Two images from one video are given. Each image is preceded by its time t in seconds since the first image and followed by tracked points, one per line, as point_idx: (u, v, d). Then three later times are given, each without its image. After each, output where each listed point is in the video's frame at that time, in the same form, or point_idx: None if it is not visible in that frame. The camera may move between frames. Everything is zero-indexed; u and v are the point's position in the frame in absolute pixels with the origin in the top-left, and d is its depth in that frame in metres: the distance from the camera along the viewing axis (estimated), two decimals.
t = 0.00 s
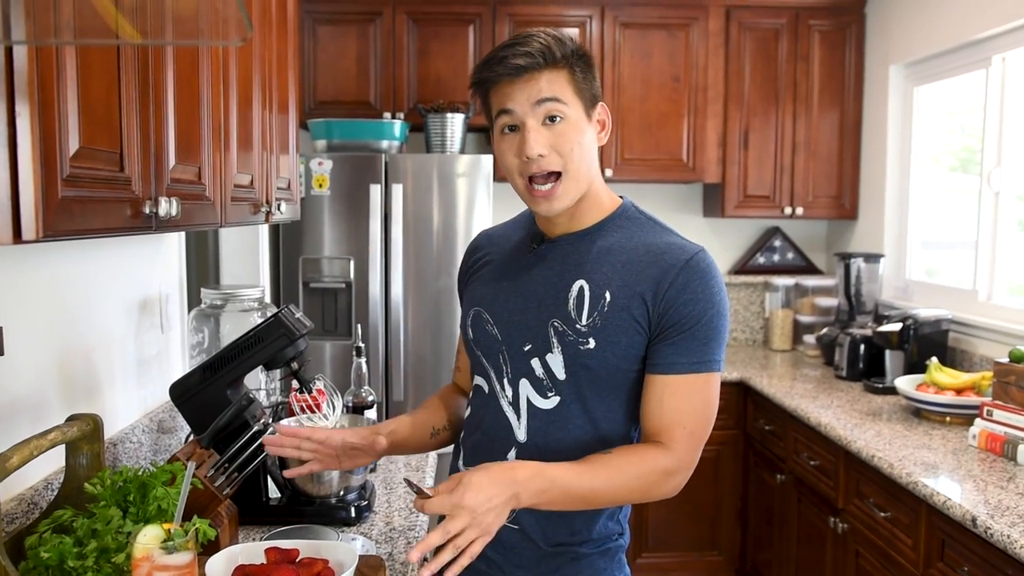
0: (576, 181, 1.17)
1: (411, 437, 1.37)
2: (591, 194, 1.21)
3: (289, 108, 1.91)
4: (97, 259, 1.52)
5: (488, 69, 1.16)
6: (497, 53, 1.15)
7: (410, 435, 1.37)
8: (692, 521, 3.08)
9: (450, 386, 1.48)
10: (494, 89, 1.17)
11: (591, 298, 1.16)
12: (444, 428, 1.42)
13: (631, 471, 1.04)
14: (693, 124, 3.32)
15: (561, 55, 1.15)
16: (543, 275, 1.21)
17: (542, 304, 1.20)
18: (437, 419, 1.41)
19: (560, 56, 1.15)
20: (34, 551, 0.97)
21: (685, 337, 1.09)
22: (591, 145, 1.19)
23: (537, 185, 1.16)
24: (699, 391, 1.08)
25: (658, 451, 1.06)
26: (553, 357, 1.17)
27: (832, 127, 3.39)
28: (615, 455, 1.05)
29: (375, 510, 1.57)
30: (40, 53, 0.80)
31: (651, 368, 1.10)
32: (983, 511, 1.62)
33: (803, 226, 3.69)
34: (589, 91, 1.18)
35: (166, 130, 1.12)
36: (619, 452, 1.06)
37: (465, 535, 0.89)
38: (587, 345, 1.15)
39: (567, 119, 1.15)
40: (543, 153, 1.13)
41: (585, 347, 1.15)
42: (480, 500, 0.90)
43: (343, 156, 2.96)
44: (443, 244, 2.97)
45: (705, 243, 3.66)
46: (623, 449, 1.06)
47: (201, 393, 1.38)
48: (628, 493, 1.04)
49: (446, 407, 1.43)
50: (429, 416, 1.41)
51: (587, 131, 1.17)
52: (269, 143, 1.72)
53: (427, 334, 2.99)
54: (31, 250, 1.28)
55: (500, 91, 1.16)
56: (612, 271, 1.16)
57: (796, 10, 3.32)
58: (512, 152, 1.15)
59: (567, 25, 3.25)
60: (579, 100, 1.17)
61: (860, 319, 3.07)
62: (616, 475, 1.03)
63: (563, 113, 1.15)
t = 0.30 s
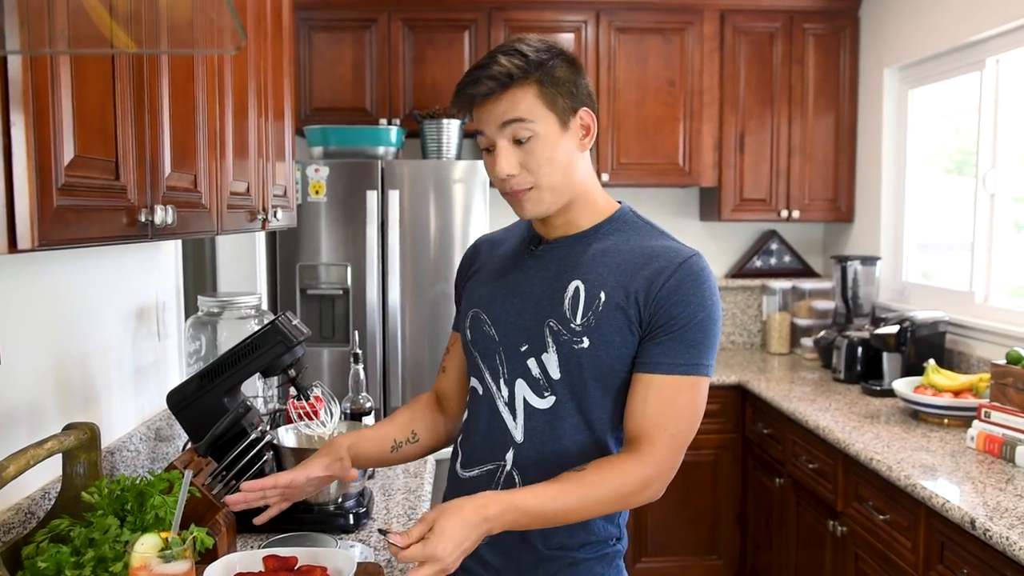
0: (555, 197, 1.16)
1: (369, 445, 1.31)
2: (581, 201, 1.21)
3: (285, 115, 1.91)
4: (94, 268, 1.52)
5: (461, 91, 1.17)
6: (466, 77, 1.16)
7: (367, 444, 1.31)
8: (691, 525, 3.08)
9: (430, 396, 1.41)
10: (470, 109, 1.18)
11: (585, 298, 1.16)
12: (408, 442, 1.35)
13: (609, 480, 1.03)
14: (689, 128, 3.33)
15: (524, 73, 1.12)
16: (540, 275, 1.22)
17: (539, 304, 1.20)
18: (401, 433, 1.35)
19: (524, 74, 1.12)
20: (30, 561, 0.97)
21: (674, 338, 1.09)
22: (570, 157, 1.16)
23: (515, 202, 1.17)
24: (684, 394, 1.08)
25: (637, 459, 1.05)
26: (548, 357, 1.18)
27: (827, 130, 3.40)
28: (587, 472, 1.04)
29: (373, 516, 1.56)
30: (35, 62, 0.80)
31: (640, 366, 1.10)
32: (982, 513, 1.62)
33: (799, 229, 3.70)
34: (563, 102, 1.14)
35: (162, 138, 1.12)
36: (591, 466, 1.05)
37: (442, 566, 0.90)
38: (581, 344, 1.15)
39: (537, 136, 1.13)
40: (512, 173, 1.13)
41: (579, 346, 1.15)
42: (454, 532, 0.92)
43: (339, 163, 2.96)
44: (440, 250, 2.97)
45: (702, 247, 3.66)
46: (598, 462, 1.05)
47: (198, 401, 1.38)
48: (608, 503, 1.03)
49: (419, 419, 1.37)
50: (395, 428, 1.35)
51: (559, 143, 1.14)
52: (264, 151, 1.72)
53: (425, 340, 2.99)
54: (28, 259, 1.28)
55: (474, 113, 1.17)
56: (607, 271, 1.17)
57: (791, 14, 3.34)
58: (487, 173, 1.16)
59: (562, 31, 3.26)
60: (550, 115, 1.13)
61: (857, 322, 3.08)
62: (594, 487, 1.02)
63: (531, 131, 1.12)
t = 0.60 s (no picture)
0: (550, 208, 1.17)
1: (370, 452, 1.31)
2: (581, 210, 1.21)
3: (287, 122, 1.92)
4: (97, 274, 1.52)
5: (459, 105, 1.19)
6: (462, 91, 1.17)
7: (368, 451, 1.31)
8: (694, 531, 3.07)
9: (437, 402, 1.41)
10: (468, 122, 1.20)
11: (581, 304, 1.17)
12: (410, 450, 1.35)
13: (595, 487, 1.02)
14: (690, 133, 3.33)
15: (516, 87, 1.13)
16: (541, 283, 1.23)
17: (538, 312, 1.21)
18: (404, 441, 1.35)
19: (516, 88, 1.13)
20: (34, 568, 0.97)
21: (665, 343, 1.08)
22: (564, 168, 1.16)
23: (511, 212, 1.19)
24: (676, 401, 1.06)
25: (623, 465, 1.04)
26: (546, 363, 1.18)
27: (828, 134, 3.40)
28: (577, 477, 1.04)
29: (375, 522, 1.56)
30: (38, 70, 0.80)
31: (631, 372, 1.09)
32: (986, 517, 1.61)
33: (801, 233, 3.70)
34: (557, 114, 1.14)
35: (164, 145, 1.13)
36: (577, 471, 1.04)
37: (417, 562, 0.91)
38: (576, 350, 1.16)
39: (529, 148, 1.13)
40: (504, 187, 1.15)
41: (573, 352, 1.16)
42: (431, 535, 0.93)
43: (341, 169, 2.97)
44: (442, 256, 2.97)
45: (704, 252, 3.67)
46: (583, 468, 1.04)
47: (200, 408, 1.38)
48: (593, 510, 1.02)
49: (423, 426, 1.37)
50: (397, 435, 1.34)
51: (553, 156, 1.15)
52: (266, 157, 1.72)
53: (427, 345, 2.99)
54: (31, 266, 1.29)
55: (471, 126, 1.19)
56: (604, 277, 1.17)
57: (791, 19, 3.34)
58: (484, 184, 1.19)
59: (563, 36, 3.27)
60: (543, 127, 1.14)
61: (859, 326, 3.08)
62: (580, 493, 1.02)
63: (523, 144, 1.13)
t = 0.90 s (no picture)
0: (569, 206, 1.19)
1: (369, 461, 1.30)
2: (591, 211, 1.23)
3: (288, 130, 1.93)
4: (98, 283, 1.52)
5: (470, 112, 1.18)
6: (475, 95, 1.17)
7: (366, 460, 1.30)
8: (697, 538, 3.06)
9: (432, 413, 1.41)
10: (479, 129, 1.19)
11: (583, 309, 1.17)
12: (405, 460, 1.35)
13: (586, 477, 0.98)
14: (690, 140, 3.34)
15: (535, 88, 1.15)
16: (542, 289, 1.23)
17: (539, 318, 1.21)
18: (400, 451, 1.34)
19: (534, 89, 1.15)
20: None
21: (663, 340, 1.07)
22: (580, 167, 1.19)
23: (529, 213, 1.19)
24: (671, 397, 1.04)
25: (616, 456, 1.00)
26: (547, 369, 1.18)
27: (829, 141, 3.41)
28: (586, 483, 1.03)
29: (377, 532, 1.56)
30: (40, 80, 0.80)
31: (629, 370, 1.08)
32: (989, 524, 1.61)
33: (802, 240, 3.70)
34: (570, 115, 1.18)
35: (166, 155, 1.13)
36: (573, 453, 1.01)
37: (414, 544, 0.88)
38: (578, 354, 1.15)
39: (550, 147, 1.15)
40: (529, 184, 1.15)
41: (576, 356, 1.16)
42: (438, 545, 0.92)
43: (342, 177, 2.97)
44: (443, 264, 2.97)
45: (705, 259, 3.67)
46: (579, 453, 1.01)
47: (202, 416, 1.38)
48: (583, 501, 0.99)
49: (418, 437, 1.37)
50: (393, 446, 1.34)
51: (572, 154, 1.17)
52: (268, 166, 1.72)
53: (428, 353, 2.99)
54: (32, 275, 1.29)
55: (483, 131, 1.18)
56: (606, 282, 1.17)
57: (791, 26, 3.35)
58: (502, 186, 1.18)
59: (563, 44, 3.28)
60: (561, 127, 1.16)
61: (861, 333, 3.07)
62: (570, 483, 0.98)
63: (544, 142, 1.15)
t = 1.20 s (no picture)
0: (558, 188, 1.19)
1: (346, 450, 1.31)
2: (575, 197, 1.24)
3: (287, 123, 1.92)
4: (95, 274, 1.52)
5: (479, 67, 1.18)
6: (492, 52, 1.17)
7: (344, 448, 1.30)
8: (693, 533, 3.07)
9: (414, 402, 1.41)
10: (483, 86, 1.19)
11: (563, 303, 1.17)
12: (386, 445, 1.35)
13: (608, 483, 1.00)
14: (689, 136, 3.34)
15: (554, 62, 1.16)
16: (517, 284, 1.22)
17: (518, 314, 1.20)
18: (382, 436, 1.34)
19: (554, 63, 1.16)
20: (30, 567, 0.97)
21: (654, 335, 1.09)
22: (576, 153, 1.20)
23: (514, 182, 1.18)
24: (671, 391, 1.07)
25: (630, 458, 1.02)
26: (531, 365, 1.18)
27: (827, 137, 3.41)
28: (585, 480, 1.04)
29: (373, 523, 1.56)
30: (36, 70, 0.80)
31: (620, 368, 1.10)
32: (984, 520, 1.61)
33: (799, 236, 3.71)
34: (578, 101, 1.20)
35: (163, 145, 1.13)
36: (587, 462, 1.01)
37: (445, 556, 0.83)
38: (562, 350, 1.16)
39: (553, 124, 1.16)
40: (525, 153, 1.15)
41: (560, 352, 1.16)
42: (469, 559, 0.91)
43: (340, 170, 2.97)
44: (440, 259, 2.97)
45: (703, 255, 3.67)
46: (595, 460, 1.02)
47: (198, 407, 1.38)
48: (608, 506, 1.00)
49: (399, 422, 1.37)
50: (376, 431, 1.34)
51: (571, 138, 1.19)
52: (266, 158, 1.72)
53: (425, 347, 2.99)
54: (29, 266, 1.28)
55: (489, 90, 1.18)
56: (584, 275, 1.17)
57: (791, 22, 3.35)
58: (494, 151, 1.17)
59: (563, 38, 3.27)
60: (566, 107, 1.18)
61: (858, 329, 3.08)
62: (595, 489, 0.98)
63: (548, 118, 1.16)
